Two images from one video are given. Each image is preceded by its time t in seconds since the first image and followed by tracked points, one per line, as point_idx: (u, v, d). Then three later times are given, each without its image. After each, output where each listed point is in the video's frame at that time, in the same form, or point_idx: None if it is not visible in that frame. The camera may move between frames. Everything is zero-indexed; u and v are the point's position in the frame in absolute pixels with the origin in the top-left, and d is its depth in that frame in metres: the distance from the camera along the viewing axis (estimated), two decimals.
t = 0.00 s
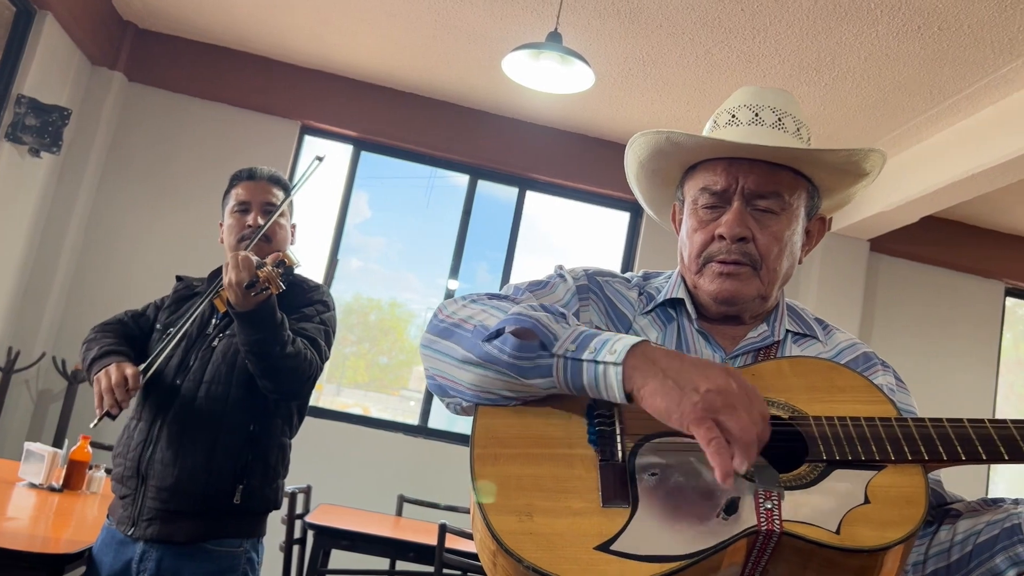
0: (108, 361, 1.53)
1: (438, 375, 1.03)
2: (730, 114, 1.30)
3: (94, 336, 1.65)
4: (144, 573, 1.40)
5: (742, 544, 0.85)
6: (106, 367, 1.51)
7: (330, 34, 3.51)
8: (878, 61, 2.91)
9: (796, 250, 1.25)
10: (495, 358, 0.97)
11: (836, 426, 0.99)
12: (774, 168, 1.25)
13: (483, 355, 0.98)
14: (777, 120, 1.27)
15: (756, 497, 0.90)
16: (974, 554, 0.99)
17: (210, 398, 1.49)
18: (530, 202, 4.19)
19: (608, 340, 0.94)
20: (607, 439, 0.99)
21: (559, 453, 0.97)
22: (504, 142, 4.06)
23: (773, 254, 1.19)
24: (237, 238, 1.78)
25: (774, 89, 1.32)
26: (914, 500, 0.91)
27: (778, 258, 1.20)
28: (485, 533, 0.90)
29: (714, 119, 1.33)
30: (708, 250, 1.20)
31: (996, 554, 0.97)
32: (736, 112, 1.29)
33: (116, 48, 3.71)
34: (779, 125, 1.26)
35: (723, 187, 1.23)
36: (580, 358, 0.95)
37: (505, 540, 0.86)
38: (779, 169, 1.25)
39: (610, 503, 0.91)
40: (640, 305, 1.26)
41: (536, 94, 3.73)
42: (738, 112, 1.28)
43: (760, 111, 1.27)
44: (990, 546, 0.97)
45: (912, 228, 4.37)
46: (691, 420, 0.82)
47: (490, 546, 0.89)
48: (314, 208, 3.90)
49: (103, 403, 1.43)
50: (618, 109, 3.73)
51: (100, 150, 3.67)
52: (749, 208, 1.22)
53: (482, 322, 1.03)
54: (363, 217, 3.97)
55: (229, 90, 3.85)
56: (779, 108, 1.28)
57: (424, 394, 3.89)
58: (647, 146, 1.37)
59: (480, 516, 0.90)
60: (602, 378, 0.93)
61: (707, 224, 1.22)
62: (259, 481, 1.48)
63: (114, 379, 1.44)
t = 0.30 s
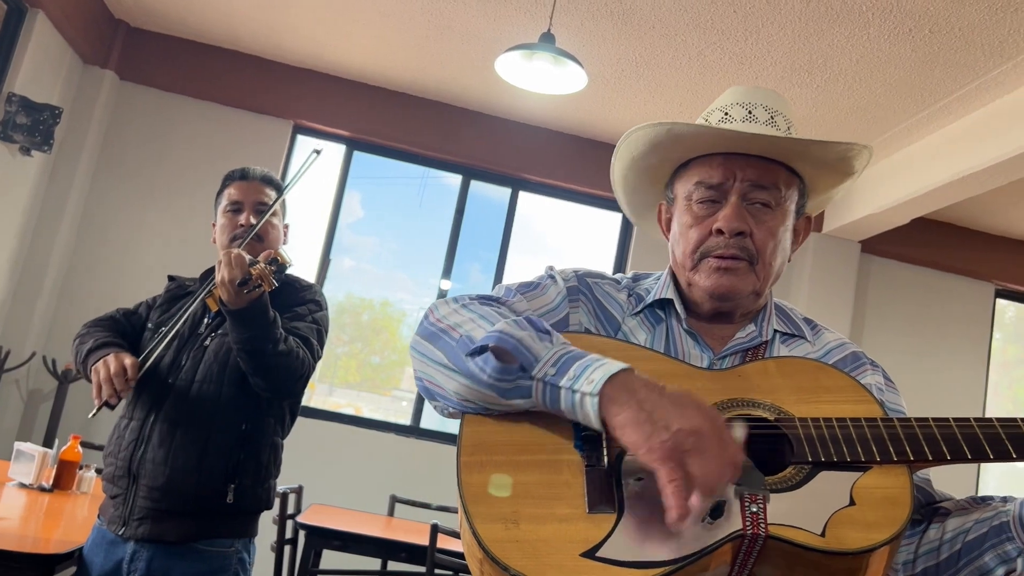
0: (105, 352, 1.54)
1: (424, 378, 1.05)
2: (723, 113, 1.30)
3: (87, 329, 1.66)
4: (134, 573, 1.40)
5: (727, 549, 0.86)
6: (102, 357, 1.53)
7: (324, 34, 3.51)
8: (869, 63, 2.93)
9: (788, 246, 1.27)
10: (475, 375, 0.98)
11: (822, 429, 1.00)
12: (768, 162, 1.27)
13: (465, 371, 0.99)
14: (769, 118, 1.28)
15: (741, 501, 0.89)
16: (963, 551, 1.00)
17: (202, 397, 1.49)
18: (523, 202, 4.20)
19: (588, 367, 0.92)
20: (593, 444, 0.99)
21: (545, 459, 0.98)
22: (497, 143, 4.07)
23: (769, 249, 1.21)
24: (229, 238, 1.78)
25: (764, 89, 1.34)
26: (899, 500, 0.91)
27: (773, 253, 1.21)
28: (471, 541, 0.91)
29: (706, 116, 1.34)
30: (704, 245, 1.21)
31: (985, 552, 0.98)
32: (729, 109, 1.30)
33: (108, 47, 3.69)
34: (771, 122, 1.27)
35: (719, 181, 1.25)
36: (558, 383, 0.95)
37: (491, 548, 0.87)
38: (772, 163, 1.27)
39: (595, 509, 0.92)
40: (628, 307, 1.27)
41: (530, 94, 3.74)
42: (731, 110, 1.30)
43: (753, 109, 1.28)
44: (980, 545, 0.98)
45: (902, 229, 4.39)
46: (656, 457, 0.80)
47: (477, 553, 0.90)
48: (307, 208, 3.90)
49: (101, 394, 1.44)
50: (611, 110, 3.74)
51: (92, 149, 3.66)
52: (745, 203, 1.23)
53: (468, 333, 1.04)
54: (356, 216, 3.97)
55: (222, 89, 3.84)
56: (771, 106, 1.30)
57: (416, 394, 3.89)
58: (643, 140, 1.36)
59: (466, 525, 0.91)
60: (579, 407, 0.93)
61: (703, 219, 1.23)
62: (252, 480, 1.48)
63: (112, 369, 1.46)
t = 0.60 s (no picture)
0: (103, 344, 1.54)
1: (417, 380, 1.05)
2: (733, 114, 1.30)
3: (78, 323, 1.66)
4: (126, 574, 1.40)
5: (715, 547, 0.88)
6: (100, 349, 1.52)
7: (318, 34, 3.50)
8: (860, 66, 2.95)
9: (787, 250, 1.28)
10: (471, 365, 0.98)
11: (810, 429, 1.01)
12: (779, 165, 1.28)
13: (460, 363, 0.99)
14: (777, 122, 1.28)
15: (729, 500, 0.91)
16: (947, 552, 1.01)
17: (193, 397, 1.49)
18: (516, 203, 4.21)
19: (585, 346, 0.94)
20: (583, 442, 1.01)
21: (536, 457, 0.99)
22: (490, 143, 4.08)
23: (778, 251, 1.21)
24: (222, 237, 1.78)
25: (765, 94, 1.35)
26: (886, 501, 0.93)
27: (780, 256, 1.22)
28: (461, 538, 0.92)
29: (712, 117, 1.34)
30: (719, 245, 1.20)
31: (968, 553, 0.99)
32: (740, 111, 1.30)
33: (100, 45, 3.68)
34: (781, 126, 1.29)
35: (737, 181, 1.24)
36: (556, 365, 0.95)
37: (481, 546, 0.88)
38: (781, 166, 1.28)
39: (585, 506, 0.93)
40: (618, 308, 1.28)
41: (523, 95, 3.75)
42: (743, 112, 1.29)
43: (763, 112, 1.28)
44: (963, 546, 1.00)
45: (893, 231, 4.43)
46: (666, 431, 0.86)
47: (467, 551, 0.91)
48: (300, 208, 3.90)
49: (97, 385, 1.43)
50: (604, 112, 3.75)
51: (84, 149, 3.65)
52: (759, 204, 1.23)
53: (458, 328, 1.05)
54: (348, 216, 3.97)
55: (215, 88, 3.83)
56: (777, 112, 1.31)
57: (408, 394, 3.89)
58: (657, 135, 1.31)
59: (456, 522, 0.92)
60: (578, 387, 0.93)
61: (718, 218, 1.22)
62: (243, 480, 1.49)
63: (111, 361, 1.44)
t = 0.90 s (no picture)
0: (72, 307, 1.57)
1: (415, 375, 1.05)
2: (740, 117, 1.31)
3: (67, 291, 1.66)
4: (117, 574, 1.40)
5: (712, 547, 0.88)
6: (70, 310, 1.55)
7: (313, 33, 3.50)
8: (853, 66, 2.96)
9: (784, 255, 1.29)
10: (473, 367, 0.98)
11: (805, 430, 1.01)
12: (781, 171, 1.28)
13: (461, 364, 0.99)
14: (781, 128, 1.31)
15: (726, 501, 0.92)
16: (936, 554, 1.02)
17: (184, 396, 1.49)
18: (509, 203, 4.21)
19: (589, 358, 0.95)
20: (579, 443, 1.01)
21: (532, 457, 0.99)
22: (484, 143, 4.08)
23: (778, 257, 1.22)
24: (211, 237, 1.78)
25: (766, 97, 1.36)
26: (879, 502, 0.94)
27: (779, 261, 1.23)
28: (457, 537, 0.92)
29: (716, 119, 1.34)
30: (720, 248, 1.21)
31: (957, 555, 1.00)
32: (745, 114, 1.30)
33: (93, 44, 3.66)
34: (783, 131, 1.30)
35: (742, 185, 1.24)
36: (558, 374, 0.96)
37: (478, 546, 0.88)
38: (784, 171, 1.29)
39: (582, 507, 0.93)
40: (613, 307, 1.29)
41: (517, 95, 3.75)
42: (748, 115, 1.30)
43: (768, 117, 1.30)
44: (951, 547, 1.01)
45: (885, 232, 4.45)
46: (665, 448, 0.84)
47: (463, 550, 0.91)
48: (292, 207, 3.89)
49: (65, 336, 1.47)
50: (598, 112, 3.76)
51: (76, 147, 3.63)
52: (761, 209, 1.23)
53: (461, 328, 1.05)
54: (341, 215, 3.97)
55: (209, 87, 3.82)
56: (779, 116, 1.33)
57: (401, 394, 3.89)
58: (670, 134, 1.29)
59: (453, 522, 0.92)
60: (578, 398, 0.94)
61: (720, 221, 1.22)
62: (235, 479, 1.49)
63: (82, 315, 1.47)
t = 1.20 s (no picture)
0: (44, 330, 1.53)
1: (410, 375, 1.05)
2: (739, 122, 1.31)
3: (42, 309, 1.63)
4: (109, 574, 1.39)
5: (709, 546, 0.88)
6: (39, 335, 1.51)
7: (308, 32, 3.49)
8: (848, 67, 2.97)
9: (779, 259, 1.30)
10: (465, 365, 0.98)
11: (800, 431, 1.02)
12: (780, 175, 1.29)
13: (454, 362, 0.99)
14: (779, 133, 1.32)
15: (722, 500, 0.92)
16: (926, 555, 1.02)
17: (178, 397, 1.48)
18: (504, 203, 4.21)
19: (580, 356, 0.94)
20: (577, 442, 1.01)
21: (530, 456, 0.99)
22: (479, 143, 4.08)
23: (774, 261, 1.22)
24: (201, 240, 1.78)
25: (765, 100, 1.37)
26: (873, 503, 0.94)
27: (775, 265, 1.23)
28: (455, 533, 0.92)
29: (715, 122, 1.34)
30: (718, 252, 1.21)
31: (947, 556, 1.01)
32: (744, 119, 1.31)
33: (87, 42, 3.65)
34: (781, 136, 1.31)
35: (741, 190, 1.24)
36: (550, 372, 0.95)
37: (477, 542, 0.88)
38: (782, 176, 1.29)
39: (580, 505, 0.94)
40: (609, 307, 1.29)
41: (513, 95, 3.75)
42: (747, 120, 1.30)
43: (767, 122, 1.31)
44: (941, 549, 1.01)
45: (879, 232, 4.46)
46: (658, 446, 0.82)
47: (462, 547, 0.91)
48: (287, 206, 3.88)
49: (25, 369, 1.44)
50: (594, 112, 3.76)
51: (69, 146, 3.61)
52: (758, 214, 1.24)
53: (454, 326, 1.05)
54: (336, 215, 3.96)
55: (203, 86, 3.81)
56: (778, 121, 1.33)
57: (396, 394, 3.88)
58: (672, 137, 1.29)
59: (452, 518, 0.92)
60: (571, 396, 0.93)
61: (717, 225, 1.22)
62: (229, 480, 1.48)
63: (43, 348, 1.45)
